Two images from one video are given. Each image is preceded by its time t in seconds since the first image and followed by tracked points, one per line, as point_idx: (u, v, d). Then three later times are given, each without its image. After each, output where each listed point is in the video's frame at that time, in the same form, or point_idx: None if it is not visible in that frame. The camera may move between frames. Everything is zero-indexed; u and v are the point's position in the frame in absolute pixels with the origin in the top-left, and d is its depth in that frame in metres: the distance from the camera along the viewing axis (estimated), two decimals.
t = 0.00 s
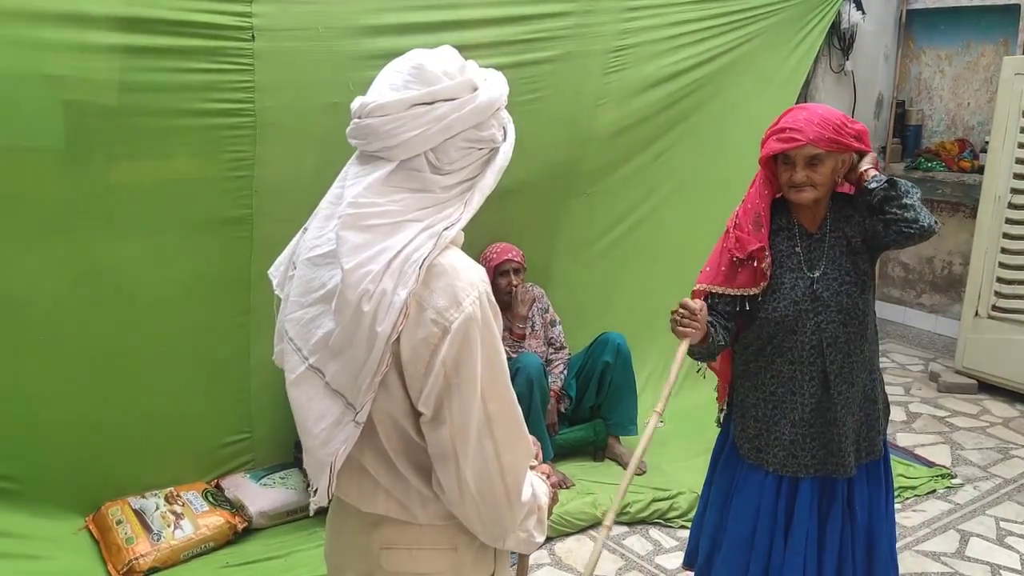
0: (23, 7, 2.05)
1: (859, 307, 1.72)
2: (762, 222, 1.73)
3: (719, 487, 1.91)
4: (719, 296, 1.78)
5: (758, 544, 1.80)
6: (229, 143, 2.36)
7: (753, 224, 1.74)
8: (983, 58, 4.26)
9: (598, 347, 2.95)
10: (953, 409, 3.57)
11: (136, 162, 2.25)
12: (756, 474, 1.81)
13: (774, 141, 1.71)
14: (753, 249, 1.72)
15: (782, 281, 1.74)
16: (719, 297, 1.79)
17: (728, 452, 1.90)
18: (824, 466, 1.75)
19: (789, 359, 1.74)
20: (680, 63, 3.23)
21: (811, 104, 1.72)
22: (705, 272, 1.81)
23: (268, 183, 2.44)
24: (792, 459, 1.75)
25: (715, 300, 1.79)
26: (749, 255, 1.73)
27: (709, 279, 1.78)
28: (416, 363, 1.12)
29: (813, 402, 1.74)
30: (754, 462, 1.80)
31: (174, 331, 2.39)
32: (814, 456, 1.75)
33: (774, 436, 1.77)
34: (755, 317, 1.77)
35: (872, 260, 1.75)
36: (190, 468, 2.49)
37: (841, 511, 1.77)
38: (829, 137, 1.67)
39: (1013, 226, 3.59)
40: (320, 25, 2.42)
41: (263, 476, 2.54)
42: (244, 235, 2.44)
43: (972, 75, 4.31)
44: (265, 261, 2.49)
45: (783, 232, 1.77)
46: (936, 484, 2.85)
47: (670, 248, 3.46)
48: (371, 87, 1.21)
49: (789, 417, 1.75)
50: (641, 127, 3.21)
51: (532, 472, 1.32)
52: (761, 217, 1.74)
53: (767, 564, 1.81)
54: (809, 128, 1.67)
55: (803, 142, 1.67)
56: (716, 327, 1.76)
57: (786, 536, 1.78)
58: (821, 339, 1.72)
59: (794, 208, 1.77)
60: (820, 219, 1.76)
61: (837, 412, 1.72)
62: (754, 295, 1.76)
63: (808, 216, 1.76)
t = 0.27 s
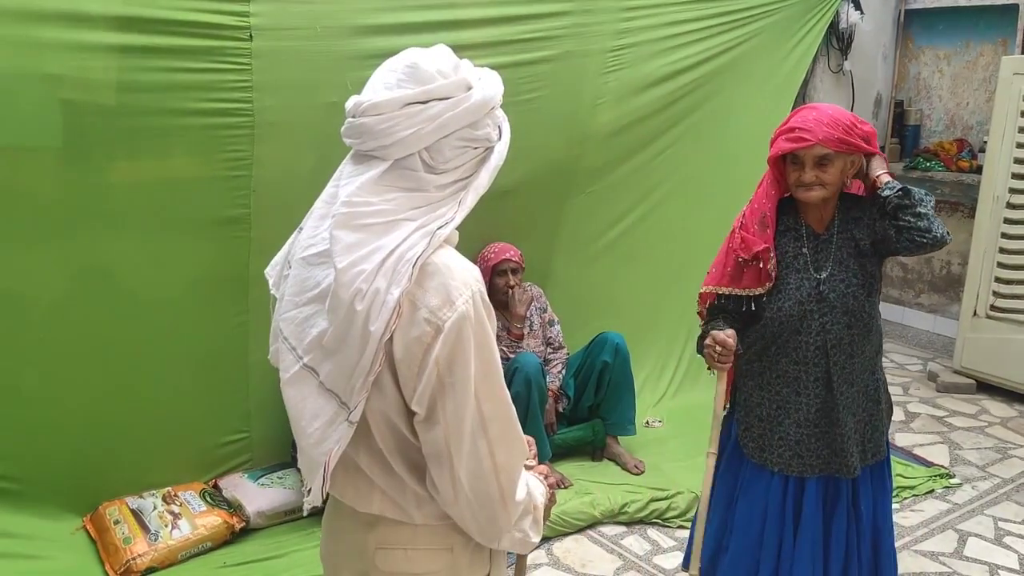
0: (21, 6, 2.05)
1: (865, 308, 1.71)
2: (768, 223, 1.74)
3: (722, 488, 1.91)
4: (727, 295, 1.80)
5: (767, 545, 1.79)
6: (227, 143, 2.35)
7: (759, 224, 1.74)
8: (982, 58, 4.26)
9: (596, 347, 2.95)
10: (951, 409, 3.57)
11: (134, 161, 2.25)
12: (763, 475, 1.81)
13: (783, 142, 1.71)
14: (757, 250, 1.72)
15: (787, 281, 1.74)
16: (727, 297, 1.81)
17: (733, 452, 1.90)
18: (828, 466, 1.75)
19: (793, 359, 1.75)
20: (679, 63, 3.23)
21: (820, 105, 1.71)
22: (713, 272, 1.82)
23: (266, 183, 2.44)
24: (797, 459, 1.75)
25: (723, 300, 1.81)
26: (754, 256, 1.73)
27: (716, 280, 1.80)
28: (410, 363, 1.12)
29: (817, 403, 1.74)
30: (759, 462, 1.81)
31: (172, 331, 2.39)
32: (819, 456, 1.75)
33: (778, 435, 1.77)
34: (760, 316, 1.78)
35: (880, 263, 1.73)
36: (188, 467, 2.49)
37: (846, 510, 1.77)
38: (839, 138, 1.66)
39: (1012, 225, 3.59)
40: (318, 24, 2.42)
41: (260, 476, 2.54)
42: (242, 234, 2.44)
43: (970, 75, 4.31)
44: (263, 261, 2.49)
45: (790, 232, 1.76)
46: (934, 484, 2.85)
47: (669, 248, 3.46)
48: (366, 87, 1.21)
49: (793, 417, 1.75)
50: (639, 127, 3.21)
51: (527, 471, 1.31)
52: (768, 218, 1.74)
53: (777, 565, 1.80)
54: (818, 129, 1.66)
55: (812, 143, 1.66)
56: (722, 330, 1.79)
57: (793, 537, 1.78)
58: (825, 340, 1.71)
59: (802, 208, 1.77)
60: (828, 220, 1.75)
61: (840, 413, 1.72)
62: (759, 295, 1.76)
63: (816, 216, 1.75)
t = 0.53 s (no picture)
0: (20, 8, 2.05)
1: (875, 311, 1.71)
2: (778, 224, 1.73)
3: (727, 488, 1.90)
4: (736, 296, 1.79)
5: (774, 545, 1.79)
6: (226, 144, 2.36)
7: (769, 225, 1.74)
8: (980, 59, 4.26)
9: (595, 348, 2.96)
10: (950, 410, 3.58)
11: (133, 163, 2.25)
12: (770, 476, 1.81)
13: (794, 144, 1.71)
14: (768, 251, 1.72)
15: (797, 283, 1.73)
16: (737, 298, 1.80)
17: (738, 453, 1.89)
18: (836, 466, 1.76)
19: (802, 361, 1.75)
20: (678, 64, 3.23)
21: (831, 108, 1.71)
22: (722, 273, 1.80)
23: (265, 184, 2.44)
24: (805, 460, 1.76)
25: (733, 301, 1.81)
26: (764, 256, 1.72)
27: (726, 280, 1.78)
28: (410, 362, 1.12)
29: (827, 404, 1.74)
30: (766, 463, 1.80)
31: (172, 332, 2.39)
32: (827, 457, 1.76)
33: (787, 436, 1.77)
34: (769, 317, 1.77)
35: (891, 265, 1.73)
36: (188, 468, 2.49)
37: (852, 511, 1.77)
38: (850, 141, 1.66)
39: (1010, 226, 3.59)
40: (317, 25, 2.42)
41: (259, 477, 2.54)
42: (241, 236, 2.44)
43: (969, 76, 4.32)
44: (262, 262, 2.49)
45: (801, 234, 1.75)
46: (932, 484, 2.86)
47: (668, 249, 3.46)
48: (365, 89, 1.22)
49: (802, 418, 1.76)
50: (638, 128, 3.21)
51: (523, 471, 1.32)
52: (778, 219, 1.73)
53: (784, 565, 1.79)
54: (829, 130, 1.66)
55: (823, 144, 1.66)
56: (738, 344, 1.78)
57: (800, 537, 1.78)
58: (835, 342, 1.71)
59: (813, 210, 1.76)
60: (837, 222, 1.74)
61: (849, 415, 1.72)
62: (768, 296, 1.76)
63: (826, 217, 1.74)
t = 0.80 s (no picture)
0: (20, 9, 2.05)
1: (884, 313, 1.71)
2: (790, 222, 1.72)
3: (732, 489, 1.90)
4: (745, 293, 1.78)
5: (779, 545, 1.79)
6: (225, 145, 2.36)
7: (780, 223, 1.72)
8: (979, 60, 4.27)
9: (594, 348, 2.96)
10: (948, 410, 3.58)
11: (133, 164, 2.25)
12: (777, 475, 1.81)
13: (803, 142, 1.71)
14: (778, 248, 1.70)
15: (808, 282, 1.73)
16: (745, 295, 1.79)
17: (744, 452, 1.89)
18: (843, 468, 1.76)
19: (811, 361, 1.75)
20: (677, 65, 3.23)
21: (839, 107, 1.71)
22: (730, 270, 1.78)
23: (264, 185, 2.44)
24: (813, 461, 1.76)
25: (741, 298, 1.80)
26: (774, 254, 1.71)
27: (734, 277, 1.76)
28: (411, 361, 1.12)
29: (835, 405, 1.75)
30: (773, 463, 1.81)
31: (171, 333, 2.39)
32: (833, 458, 1.75)
33: (794, 436, 1.77)
34: (777, 316, 1.77)
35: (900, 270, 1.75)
36: (187, 469, 2.49)
37: (859, 511, 1.76)
38: (858, 139, 1.65)
39: (1009, 227, 3.59)
40: (316, 27, 2.42)
41: (259, 477, 2.54)
42: (240, 236, 2.44)
43: (967, 77, 4.32)
44: (261, 262, 2.50)
45: (811, 233, 1.75)
46: (931, 485, 2.86)
47: (667, 249, 3.46)
48: (363, 90, 1.22)
49: (809, 419, 1.76)
50: (637, 128, 3.21)
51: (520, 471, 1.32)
52: (790, 216, 1.72)
53: (789, 565, 1.79)
54: (838, 128, 1.66)
55: (832, 142, 1.66)
56: (743, 344, 1.78)
57: (806, 537, 1.77)
58: (843, 343, 1.71)
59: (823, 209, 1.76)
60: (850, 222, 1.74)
61: (857, 416, 1.73)
62: (777, 295, 1.75)
63: (837, 217, 1.75)
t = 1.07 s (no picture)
0: (19, 9, 2.05)
1: (888, 317, 1.71)
2: (795, 223, 1.73)
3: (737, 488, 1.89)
4: (748, 290, 1.79)
5: (784, 543, 1.79)
6: (225, 145, 2.36)
7: (786, 223, 1.73)
8: (978, 61, 4.27)
9: (594, 349, 2.96)
10: (948, 411, 3.58)
11: (132, 164, 2.25)
12: (781, 475, 1.81)
13: (809, 145, 1.71)
14: (783, 247, 1.71)
15: (812, 283, 1.73)
16: (747, 292, 1.81)
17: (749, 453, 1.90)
18: (846, 468, 1.76)
19: (814, 361, 1.74)
20: (676, 65, 3.23)
21: (848, 111, 1.71)
22: (735, 267, 1.80)
23: (264, 185, 2.44)
24: (817, 461, 1.76)
25: (744, 296, 1.81)
26: (778, 253, 1.72)
27: (739, 274, 1.78)
28: (410, 356, 1.12)
29: (838, 405, 1.75)
30: (777, 463, 1.81)
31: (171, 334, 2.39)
32: (837, 458, 1.76)
33: (798, 436, 1.77)
34: (780, 316, 1.77)
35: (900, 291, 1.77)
36: (187, 470, 2.49)
37: (863, 511, 1.77)
38: (864, 142, 1.65)
39: (1008, 228, 3.60)
40: (315, 27, 2.42)
41: (258, 478, 2.54)
42: (240, 237, 2.44)
43: (966, 78, 4.33)
44: (261, 263, 2.50)
45: (817, 233, 1.75)
46: (931, 485, 2.86)
47: (667, 250, 3.46)
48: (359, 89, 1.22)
49: (813, 419, 1.76)
50: (637, 129, 3.21)
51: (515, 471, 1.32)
52: (795, 217, 1.73)
53: (794, 565, 1.79)
54: (844, 132, 1.66)
55: (837, 145, 1.65)
56: (737, 343, 1.78)
57: (811, 537, 1.77)
58: (847, 345, 1.71)
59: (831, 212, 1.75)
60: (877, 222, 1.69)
61: (860, 417, 1.72)
62: (781, 294, 1.76)
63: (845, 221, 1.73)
